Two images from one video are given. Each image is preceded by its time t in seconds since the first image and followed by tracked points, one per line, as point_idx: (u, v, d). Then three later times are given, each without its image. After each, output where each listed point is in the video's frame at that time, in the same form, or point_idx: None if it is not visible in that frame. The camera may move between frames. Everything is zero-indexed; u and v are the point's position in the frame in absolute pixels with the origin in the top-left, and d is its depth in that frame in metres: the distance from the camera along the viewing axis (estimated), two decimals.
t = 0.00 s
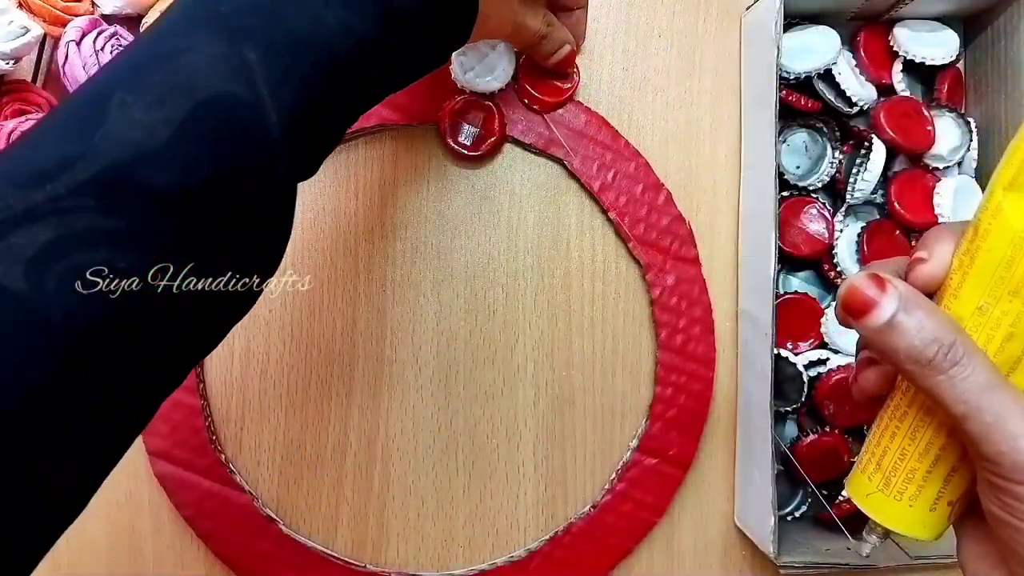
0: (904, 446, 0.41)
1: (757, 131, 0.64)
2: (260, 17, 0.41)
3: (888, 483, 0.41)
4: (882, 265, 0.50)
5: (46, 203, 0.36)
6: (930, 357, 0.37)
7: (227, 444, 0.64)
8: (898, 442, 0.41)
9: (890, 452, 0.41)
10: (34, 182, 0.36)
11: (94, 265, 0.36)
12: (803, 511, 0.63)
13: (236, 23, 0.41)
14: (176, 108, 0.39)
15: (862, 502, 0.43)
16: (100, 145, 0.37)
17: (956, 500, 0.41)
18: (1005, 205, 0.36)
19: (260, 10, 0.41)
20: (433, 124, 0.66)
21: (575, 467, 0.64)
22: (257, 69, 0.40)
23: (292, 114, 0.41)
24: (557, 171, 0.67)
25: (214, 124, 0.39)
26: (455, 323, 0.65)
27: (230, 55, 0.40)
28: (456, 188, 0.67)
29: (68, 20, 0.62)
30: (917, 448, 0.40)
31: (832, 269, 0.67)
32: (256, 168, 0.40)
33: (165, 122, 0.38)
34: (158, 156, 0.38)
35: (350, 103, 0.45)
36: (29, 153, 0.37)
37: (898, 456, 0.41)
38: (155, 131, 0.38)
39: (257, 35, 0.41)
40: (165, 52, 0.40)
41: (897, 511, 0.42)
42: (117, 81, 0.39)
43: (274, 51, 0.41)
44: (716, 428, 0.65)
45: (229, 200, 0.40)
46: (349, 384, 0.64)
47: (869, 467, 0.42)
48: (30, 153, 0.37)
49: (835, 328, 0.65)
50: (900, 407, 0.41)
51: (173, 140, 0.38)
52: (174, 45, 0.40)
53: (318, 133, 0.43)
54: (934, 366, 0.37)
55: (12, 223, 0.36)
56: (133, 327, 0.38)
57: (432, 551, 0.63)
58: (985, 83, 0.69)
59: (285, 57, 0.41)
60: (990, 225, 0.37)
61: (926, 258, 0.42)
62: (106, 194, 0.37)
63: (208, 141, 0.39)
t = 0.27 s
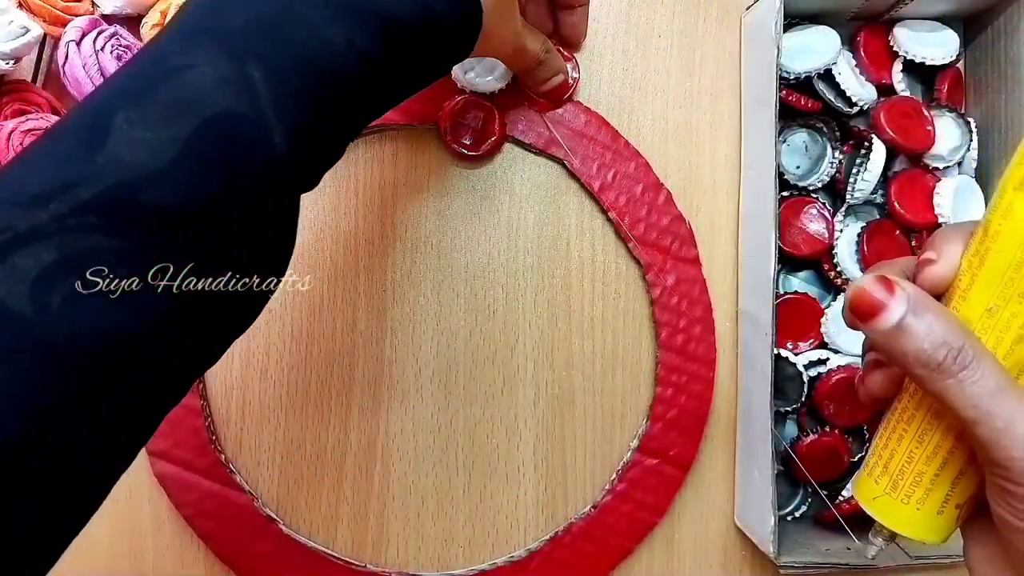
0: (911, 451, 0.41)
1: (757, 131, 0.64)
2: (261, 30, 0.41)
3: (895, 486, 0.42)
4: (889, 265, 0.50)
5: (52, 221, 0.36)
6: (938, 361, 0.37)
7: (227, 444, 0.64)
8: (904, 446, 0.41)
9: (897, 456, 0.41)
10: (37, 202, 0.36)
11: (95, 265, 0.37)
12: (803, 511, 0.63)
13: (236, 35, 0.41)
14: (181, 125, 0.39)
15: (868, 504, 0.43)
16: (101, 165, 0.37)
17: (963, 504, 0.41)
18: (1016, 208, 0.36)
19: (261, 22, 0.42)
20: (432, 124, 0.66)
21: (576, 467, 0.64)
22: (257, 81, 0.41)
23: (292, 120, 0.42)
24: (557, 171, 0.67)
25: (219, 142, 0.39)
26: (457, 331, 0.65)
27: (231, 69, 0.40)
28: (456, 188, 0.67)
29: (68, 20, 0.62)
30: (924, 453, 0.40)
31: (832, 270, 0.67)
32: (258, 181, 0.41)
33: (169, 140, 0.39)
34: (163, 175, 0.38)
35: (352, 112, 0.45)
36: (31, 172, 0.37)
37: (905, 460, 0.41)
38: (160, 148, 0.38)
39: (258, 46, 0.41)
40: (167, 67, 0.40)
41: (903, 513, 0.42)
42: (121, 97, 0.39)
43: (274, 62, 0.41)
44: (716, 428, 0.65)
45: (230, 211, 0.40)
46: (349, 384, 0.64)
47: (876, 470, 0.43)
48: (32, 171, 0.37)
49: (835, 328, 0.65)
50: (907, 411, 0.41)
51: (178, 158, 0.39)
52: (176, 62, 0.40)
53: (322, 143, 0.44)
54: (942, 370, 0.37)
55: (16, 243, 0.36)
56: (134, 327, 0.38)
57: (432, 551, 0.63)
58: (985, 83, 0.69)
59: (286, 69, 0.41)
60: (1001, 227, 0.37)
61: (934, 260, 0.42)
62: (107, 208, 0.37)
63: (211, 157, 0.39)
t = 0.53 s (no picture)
0: (912, 434, 0.41)
1: (757, 131, 0.64)
2: (264, 49, 0.41)
3: (895, 470, 0.42)
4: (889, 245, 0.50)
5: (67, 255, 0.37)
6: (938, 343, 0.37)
7: (227, 444, 0.64)
8: (905, 430, 0.41)
9: (898, 440, 0.41)
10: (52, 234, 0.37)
11: (95, 265, 0.37)
12: (803, 511, 0.63)
13: (237, 56, 0.41)
14: (191, 155, 0.39)
15: (867, 490, 0.44)
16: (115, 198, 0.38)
17: (963, 488, 0.41)
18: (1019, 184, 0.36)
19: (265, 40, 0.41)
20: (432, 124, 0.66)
21: (576, 467, 0.64)
22: (262, 105, 0.40)
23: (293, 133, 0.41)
24: (557, 171, 0.67)
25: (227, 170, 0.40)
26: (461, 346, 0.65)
27: (235, 93, 0.40)
28: (456, 188, 0.67)
29: (68, 20, 0.62)
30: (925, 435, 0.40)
31: (832, 270, 0.67)
32: (265, 203, 0.41)
33: (180, 173, 0.39)
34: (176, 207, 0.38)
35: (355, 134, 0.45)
36: (43, 204, 0.38)
37: (906, 444, 0.41)
38: (171, 181, 0.39)
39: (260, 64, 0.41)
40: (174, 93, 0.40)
41: (903, 497, 0.42)
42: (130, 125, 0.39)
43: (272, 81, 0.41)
44: (716, 427, 0.65)
45: (237, 232, 0.40)
46: (349, 384, 0.64)
47: (875, 454, 0.43)
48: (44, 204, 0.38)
49: (835, 328, 0.65)
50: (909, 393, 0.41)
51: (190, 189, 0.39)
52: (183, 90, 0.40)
53: (322, 175, 0.44)
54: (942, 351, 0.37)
55: (28, 264, 0.37)
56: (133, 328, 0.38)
57: (432, 551, 0.63)
58: (985, 82, 0.69)
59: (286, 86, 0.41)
60: (1002, 203, 0.37)
61: (935, 238, 0.42)
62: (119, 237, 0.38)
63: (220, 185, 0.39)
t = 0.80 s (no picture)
0: (909, 451, 0.41)
1: (757, 131, 0.64)
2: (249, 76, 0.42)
3: (891, 488, 0.41)
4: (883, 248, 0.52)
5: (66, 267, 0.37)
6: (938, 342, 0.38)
7: (227, 444, 0.64)
8: (902, 447, 0.41)
9: (894, 457, 0.41)
10: (51, 256, 0.37)
11: (95, 265, 0.37)
12: (802, 511, 0.63)
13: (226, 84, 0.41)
14: (179, 185, 0.39)
15: (861, 508, 0.43)
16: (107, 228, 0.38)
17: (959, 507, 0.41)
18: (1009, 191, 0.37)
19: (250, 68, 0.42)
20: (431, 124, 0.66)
21: (576, 467, 0.64)
22: (252, 131, 0.41)
23: (283, 154, 0.42)
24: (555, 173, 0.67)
25: (216, 199, 0.40)
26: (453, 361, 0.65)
27: (228, 122, 0.41)
28: (456, 192, 0.67)
29: (68, 20, 0.62)
30: (921, 452, 0.40)
31: (832, 270, 0.67)
32: (257, 227, 0.41)
33: (169, 202, 0.39)
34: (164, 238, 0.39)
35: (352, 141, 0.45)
36: (40, 227, 0.38)
37: (902, 462, 0.41)
38: (161, 211, 0.39)
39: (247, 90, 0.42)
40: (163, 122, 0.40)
41: (900, 516, 0.41)
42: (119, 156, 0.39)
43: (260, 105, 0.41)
44: (716, 427, 0.65)
45: (245, 243, 0.41)
46: (349, 384, 0.64)
47: (872, 472, 0.42)
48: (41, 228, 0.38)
49: (836, 328, 0.65)
50: (905, 410, 0.41)
51: (181, 218, 0.39)
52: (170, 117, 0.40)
53: (322, 184, 0.44)
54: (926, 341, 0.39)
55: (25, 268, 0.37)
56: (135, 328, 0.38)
57: (432, 551, 0.63)
58: (985, 82, 0.69)
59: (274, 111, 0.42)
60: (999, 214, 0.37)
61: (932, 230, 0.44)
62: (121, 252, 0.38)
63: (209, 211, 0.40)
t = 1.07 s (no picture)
0: (907, 427, 0.42)
1: (757, 131, 0.64)
2: (235, 74, 0.42)
3: (885, 464, 0.42)
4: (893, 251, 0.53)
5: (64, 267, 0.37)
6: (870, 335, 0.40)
7: (226, 443, 0.64)
8: (898, 424, 0.42)
9: (890, 434, 0.42)
10: (44, 257, 0.37)
11: (95, 265, 0.37)
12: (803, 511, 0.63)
13: (212, 82, 0.41)
14: (164, 184, 0.39)
15: (851, 486, 0.43)
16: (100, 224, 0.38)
17: (946, 488, 0.42)
18: None
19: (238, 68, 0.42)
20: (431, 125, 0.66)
21: (575, 467, 0.64)
22: (237, 129, 0.41)
23: (274, 150, 0.42)
24: (553, 172, 0.67)
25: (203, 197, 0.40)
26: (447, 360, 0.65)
27: (211, 121, 0.41)
28: (455, 190, 0.67)
29: (68, 20, 0.62)
30: (918, 428, 0.41)
31: (832, 270, 0.67)
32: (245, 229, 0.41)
33: (154, 202, 0.39)
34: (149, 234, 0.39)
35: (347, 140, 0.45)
36: (29, 230, 0.38)
37: (897, 438, 0.42)
38: (145, 210, 0.39)
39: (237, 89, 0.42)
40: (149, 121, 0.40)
41: (892, 492, 0.42)
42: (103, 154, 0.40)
43: (250, 104, 0.42)
44: (716, 427, 0.65)
45: (242, 238, 0.41)
46: (349, 384, 0.64)
47: (865, 450, 0.43)
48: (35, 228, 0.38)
49: (836, 327, 0.65)
50: (903, 387, 0.42)
51: (166, 216, 0.39)
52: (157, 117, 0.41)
53: (316, 184, 0.45)
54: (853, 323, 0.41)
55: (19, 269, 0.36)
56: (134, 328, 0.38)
57: (432, 551, 0.63)
58: (985, 82, 0.69)
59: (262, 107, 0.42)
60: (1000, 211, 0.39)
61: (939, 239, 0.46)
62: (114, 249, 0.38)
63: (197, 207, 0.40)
